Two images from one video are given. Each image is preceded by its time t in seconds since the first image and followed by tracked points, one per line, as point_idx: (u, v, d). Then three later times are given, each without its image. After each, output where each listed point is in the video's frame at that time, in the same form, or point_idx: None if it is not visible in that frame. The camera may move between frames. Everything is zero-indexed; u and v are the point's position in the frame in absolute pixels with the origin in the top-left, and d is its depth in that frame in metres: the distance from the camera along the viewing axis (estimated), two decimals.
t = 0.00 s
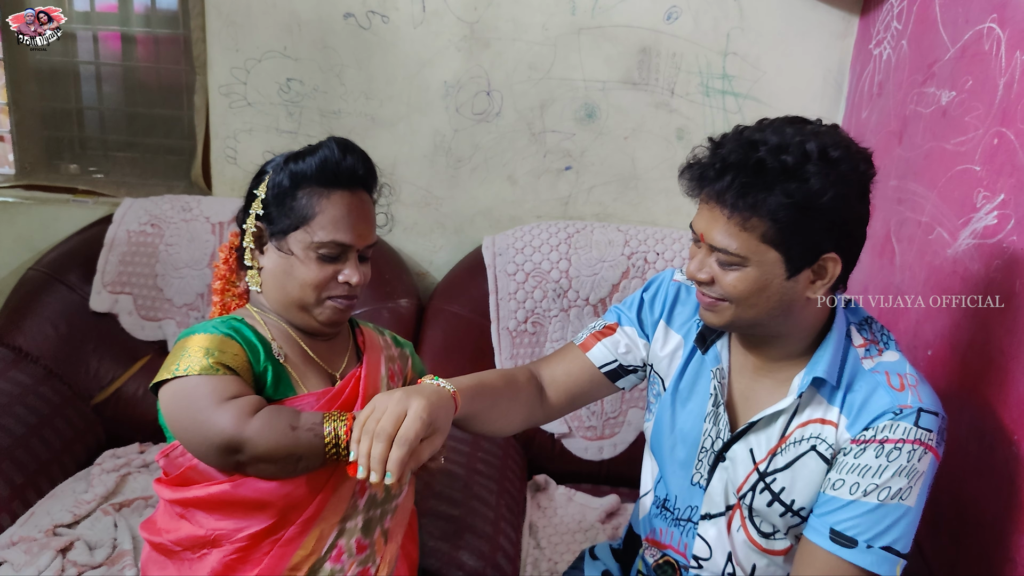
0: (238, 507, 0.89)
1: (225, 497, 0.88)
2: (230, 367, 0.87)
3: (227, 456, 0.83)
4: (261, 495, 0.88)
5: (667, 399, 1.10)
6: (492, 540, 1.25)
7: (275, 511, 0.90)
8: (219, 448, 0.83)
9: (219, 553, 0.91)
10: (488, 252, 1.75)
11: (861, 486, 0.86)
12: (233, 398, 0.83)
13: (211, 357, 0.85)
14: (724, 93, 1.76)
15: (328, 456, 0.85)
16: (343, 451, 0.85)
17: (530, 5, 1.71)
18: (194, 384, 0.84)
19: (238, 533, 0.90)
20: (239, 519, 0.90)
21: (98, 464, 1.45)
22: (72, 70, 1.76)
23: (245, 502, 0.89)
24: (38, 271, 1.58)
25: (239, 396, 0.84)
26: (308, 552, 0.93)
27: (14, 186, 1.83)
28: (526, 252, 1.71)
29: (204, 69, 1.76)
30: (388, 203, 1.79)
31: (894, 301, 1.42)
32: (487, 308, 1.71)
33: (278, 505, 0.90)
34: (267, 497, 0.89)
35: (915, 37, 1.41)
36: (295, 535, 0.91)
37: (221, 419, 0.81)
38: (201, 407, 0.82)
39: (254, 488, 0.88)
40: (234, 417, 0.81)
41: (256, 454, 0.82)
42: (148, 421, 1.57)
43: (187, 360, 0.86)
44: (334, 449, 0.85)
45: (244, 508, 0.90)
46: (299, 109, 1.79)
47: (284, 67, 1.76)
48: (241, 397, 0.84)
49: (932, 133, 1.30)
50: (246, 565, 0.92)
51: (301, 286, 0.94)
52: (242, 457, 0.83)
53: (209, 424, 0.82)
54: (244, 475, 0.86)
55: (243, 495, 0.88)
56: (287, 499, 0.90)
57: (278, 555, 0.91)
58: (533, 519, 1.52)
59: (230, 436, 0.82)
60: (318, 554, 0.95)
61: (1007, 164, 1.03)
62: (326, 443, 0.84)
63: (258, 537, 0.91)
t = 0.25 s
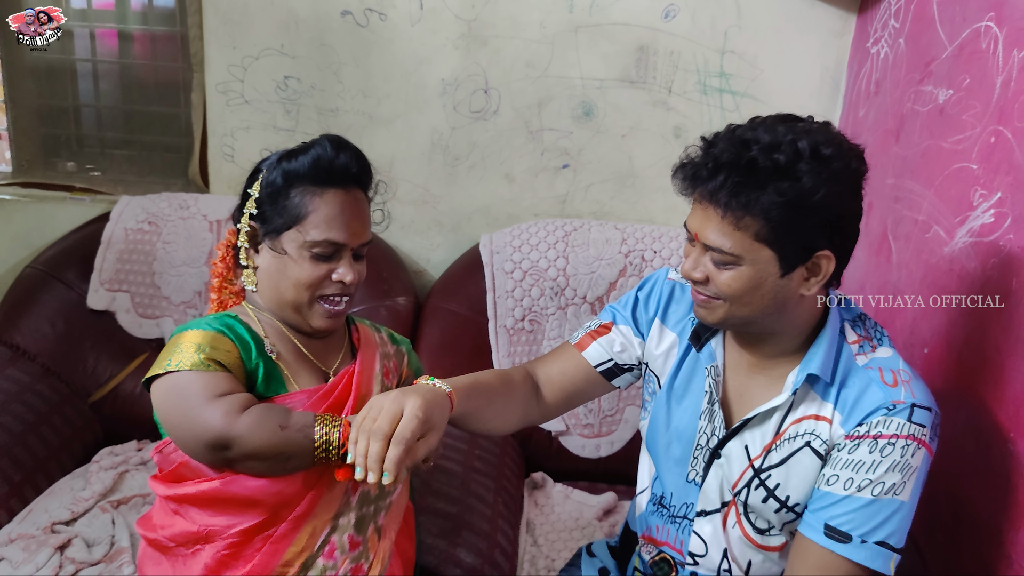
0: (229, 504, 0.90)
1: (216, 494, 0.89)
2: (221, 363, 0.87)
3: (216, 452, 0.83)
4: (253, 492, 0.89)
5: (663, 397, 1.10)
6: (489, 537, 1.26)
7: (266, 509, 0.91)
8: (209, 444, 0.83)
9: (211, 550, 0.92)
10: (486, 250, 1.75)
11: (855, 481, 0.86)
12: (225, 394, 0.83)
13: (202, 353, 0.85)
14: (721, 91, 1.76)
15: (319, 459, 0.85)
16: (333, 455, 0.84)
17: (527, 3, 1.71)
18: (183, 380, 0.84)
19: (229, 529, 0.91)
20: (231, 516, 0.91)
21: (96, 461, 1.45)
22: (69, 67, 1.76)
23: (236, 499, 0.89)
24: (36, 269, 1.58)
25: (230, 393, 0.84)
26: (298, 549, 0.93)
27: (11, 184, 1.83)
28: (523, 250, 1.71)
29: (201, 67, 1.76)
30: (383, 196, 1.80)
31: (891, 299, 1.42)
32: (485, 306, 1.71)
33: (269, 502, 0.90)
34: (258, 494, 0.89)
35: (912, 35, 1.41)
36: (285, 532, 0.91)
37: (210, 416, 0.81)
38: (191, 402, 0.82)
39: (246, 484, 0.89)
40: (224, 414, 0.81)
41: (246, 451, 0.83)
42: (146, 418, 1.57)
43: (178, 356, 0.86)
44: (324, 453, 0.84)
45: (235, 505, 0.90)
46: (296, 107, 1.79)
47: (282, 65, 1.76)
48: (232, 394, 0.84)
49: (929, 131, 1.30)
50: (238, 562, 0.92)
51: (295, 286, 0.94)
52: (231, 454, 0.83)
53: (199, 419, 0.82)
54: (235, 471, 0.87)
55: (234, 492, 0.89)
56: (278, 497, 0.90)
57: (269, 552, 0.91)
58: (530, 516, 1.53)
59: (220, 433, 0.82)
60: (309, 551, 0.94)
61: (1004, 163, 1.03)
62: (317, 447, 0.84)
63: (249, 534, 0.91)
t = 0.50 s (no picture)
0: (225, 499, 0.90)
1: (214, 487, 0.89)
2: (225, 357, 0.88)
3: (223, 443, 0.84)
4: (249, 485, 0.89)
5: (657, 398, 1.11)
6: (486, 537, 1.26)
7: (260, 503, 0.91)
8: (216, 436, 0.83)
9: (205, 545, 0.92)
10: (483, 251, 1.75)
11: (848, 480, 0.87)
12: (231, 387, 0.84)
13: (207, 346, 0.86)
14: (717, 93, 1.77)
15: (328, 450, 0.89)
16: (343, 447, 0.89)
17: (524, 5, 1.71)
18: (189, 374, 0.84)
19: (223, 524, 0.91)
20: (226, 511, 0.91)
21: (93, 462, 1.45)
22: (66, 68, 1.76)
23: (233, 492, 0.90)
24: (33, 270, 1.58)
25: (235, 385, 0.85)
26: (292, 544, 0.93)
27: (8, 184, 1.83)
28: (520, 251, 1.72)
29: (199, 68, 1.76)
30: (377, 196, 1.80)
31: (885, 301, 1.43)
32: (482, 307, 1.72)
33: (264, 497, 0.90)
34: (255, 488, 0.89)
35: (907, 38, 1.42)
36: (280, 527, 0.92)
37: (216, 409, 0.82)
38: (196, 394, 0.83)
39: (244, 477, 0.89)
40: (231, 406, 0.82)
41: (255, 442, 0.83)
42: (143, 419, 1.57)
43: (183, 350, 0.86)
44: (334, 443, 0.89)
45: (231, 500, 0.91)
46: (293, 108, 1.79)
47: (279, 66, 1.76)
48: (237, 386, 0.85)
49: (923, 133, 1.31)
50: (232, 557, 0.92)
51: (288, 289, 0.95)
52: (238, 444, 0.84)
53: (204, 414, 0.83)
54: (235, 464, 0.87)
55: (231, 485, 0.89)
56: (274, 491, 0.90)
57: (264, 547, 0.91)
58: (527, 516, 1.53)
59: (226, 425, 0.82)
60: (303, 547, 0.94)
61: (998, 165, 1.04)
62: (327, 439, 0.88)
63: (243, 529, 0.91)
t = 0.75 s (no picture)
0: (224, 496, 0.91)
1: (212, 484, 0.89)
2: (225, 356, 0.88)
3: (220, 441, 0.84)
4: (249, 483, 0.90)
5: (658, 400, 1.11)
6: (487, 538, 1.26)
7: (260, 501, 0.91)
8: (213, 434, 0.83)
9: (204, 543, 0.92)
10: (484, 253, 1.76)
11: (849, 483, 0.87)
12: (229, 386, 0.84)
13: (207, 345, 0.86)
14: (718, 96, 1.77)
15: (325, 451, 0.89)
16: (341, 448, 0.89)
17: (526, 8, 1.71)
18: (188, 371, 0.85)
19: (223, 522, 0.91)
20: (225, 508, 0.91)
21: (93, 463, 1.45)
22: (67, 69, 1.76)
23: (232, 490, 0.90)
24: (34, 271, 1.58)
25: (234, 384, 0.85)
26: (291, 542, 0.93)
27: (9, 185, 1.82)
28: (521, 253, 1.72)
29: (200, 70, 1.76)
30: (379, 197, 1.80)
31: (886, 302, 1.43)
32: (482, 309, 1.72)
33: (263, 494, 0.91)
34: (254, 485, 0.90)
35: (907, 41, 1.43)
36: (279, 525, 0.92)
37: (215, 408, 0.82)
38: (194, 392, 0.83)
39: (243, 476, 0.90)
40: (229, 405, 0.82)
41: (253, 440, 0.83)
42: (143, 420, 1.57)
43: (183, 349, 0.86)
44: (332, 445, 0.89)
45: (230, 497, 0.91)
46: (295, 110, 1.79)
47: (281, 68, 1.76)
48: (236, 385, 0.85)
49: (923, 136, 1.31)
50: (230, 555, 0.93)
51: (288, 293, 0.95)
52: (235, 443, 0.84)
53: (202, 412, 0.83)
54: (234, 463, 0.88)
55: (230, 482, 0.90)
56: (273, 488, 0.91)
57: (262, 544, 0.91)
58: (527, 518, 1.53)
59: (225, 423, 0.82)
60: (301, 545, 0.94)
61: (997, 168, 1.04)
62: (326, 441, 0.88)
63: (242, 527, 0.92)
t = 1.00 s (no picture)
0: (226, 496, 0.91)
1: (214, 484, 0.90)
2: (226, 357, 0.88)
3: (220, 441, 0.84)
4: (250, 483, 0.90)
5: (662, 402, 1.10)
6: (491, 540, 1.26)
7: (262, 501, 0.91)
8: (212, 434, 0.83)
9: (207, 542, 0.92)
10: (487, 254, 1.76)
11: (853, 484, 0.88)
12: (230, 386, 0.84)
13: (208, 346, 0.87)
14: (721, 98, 1.77)
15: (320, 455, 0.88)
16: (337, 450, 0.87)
17: (529, 10, 1.72)
18: (189, 371, 0.85)
19: (225, 522, 0.92)
20: (227, 508, 0.92)
21: (96, 465, 1.45)
22: (71, 71, 1.76)
23: (233, 489, 0.90)
24: (37, 272, 1.58)
25: (234, 385, 0.85)
26: (292, 542, 0.94)
27: (13, 187, 1.83)
28: (523, 255, 1.73)
29: (204, 72, 1.76)
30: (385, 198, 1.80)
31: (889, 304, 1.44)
32: (485, 310, 1.72)
33: (265, 494, 0.91)
34: (256, 485, 0.90)
35: (909, 44, 1.43)
36: (281, 525, 0.92)
37: (214, 408, 0.82)
38: (195, 391, 0.83)
39: (244, 475, 0.90)
40: (229, 405, 0.82)
41: (251, 441, 0.84)
42: (146, 421, 1.57)
43: (184, 349, 0.87)
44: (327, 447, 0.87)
45: (232, 497, 0.91)
46: (298, 111, 1.79)
47: (285, 69, 1.76)
48: (237, 385, 0.85)
49: (925, 139, 1.32)
50: (233, 554, 0.93)
51: (292, 295, 0.95)
52: (233, 443, 0.84)
53: (203, 411, 0.83)
54: (234, 463, 0.88)
55: (233, 482, 0.90)
56: (276, 488, 0.91)
57: (264, 544, 0.92)
58: (530, 519, 1.53)
59: (225, 423, 0.83)
60: (303, 545, 0.95)
61: (999, 170, 1.04)
62: (320, 442, 0.87)
63: (244, 526, 0.92)
